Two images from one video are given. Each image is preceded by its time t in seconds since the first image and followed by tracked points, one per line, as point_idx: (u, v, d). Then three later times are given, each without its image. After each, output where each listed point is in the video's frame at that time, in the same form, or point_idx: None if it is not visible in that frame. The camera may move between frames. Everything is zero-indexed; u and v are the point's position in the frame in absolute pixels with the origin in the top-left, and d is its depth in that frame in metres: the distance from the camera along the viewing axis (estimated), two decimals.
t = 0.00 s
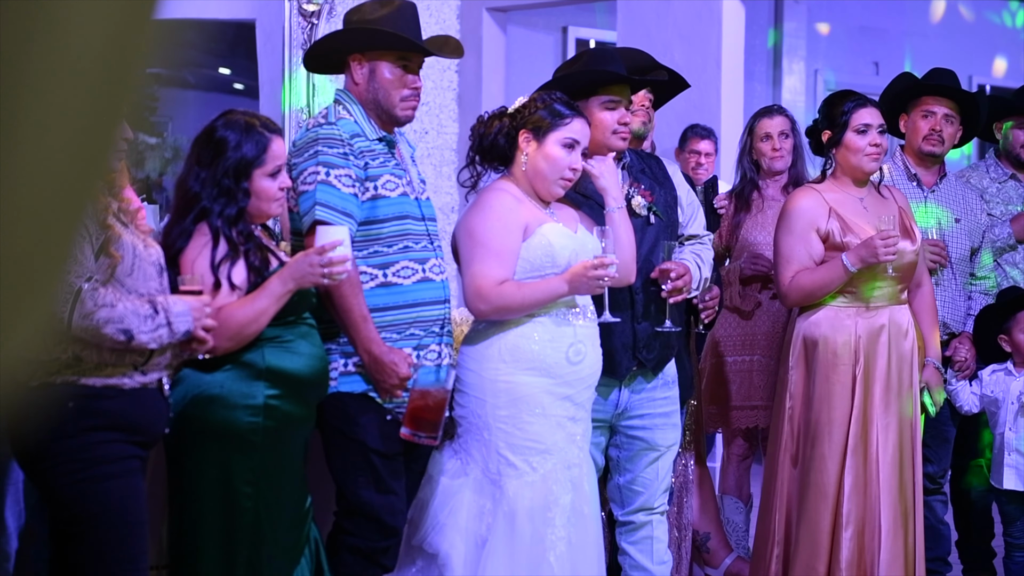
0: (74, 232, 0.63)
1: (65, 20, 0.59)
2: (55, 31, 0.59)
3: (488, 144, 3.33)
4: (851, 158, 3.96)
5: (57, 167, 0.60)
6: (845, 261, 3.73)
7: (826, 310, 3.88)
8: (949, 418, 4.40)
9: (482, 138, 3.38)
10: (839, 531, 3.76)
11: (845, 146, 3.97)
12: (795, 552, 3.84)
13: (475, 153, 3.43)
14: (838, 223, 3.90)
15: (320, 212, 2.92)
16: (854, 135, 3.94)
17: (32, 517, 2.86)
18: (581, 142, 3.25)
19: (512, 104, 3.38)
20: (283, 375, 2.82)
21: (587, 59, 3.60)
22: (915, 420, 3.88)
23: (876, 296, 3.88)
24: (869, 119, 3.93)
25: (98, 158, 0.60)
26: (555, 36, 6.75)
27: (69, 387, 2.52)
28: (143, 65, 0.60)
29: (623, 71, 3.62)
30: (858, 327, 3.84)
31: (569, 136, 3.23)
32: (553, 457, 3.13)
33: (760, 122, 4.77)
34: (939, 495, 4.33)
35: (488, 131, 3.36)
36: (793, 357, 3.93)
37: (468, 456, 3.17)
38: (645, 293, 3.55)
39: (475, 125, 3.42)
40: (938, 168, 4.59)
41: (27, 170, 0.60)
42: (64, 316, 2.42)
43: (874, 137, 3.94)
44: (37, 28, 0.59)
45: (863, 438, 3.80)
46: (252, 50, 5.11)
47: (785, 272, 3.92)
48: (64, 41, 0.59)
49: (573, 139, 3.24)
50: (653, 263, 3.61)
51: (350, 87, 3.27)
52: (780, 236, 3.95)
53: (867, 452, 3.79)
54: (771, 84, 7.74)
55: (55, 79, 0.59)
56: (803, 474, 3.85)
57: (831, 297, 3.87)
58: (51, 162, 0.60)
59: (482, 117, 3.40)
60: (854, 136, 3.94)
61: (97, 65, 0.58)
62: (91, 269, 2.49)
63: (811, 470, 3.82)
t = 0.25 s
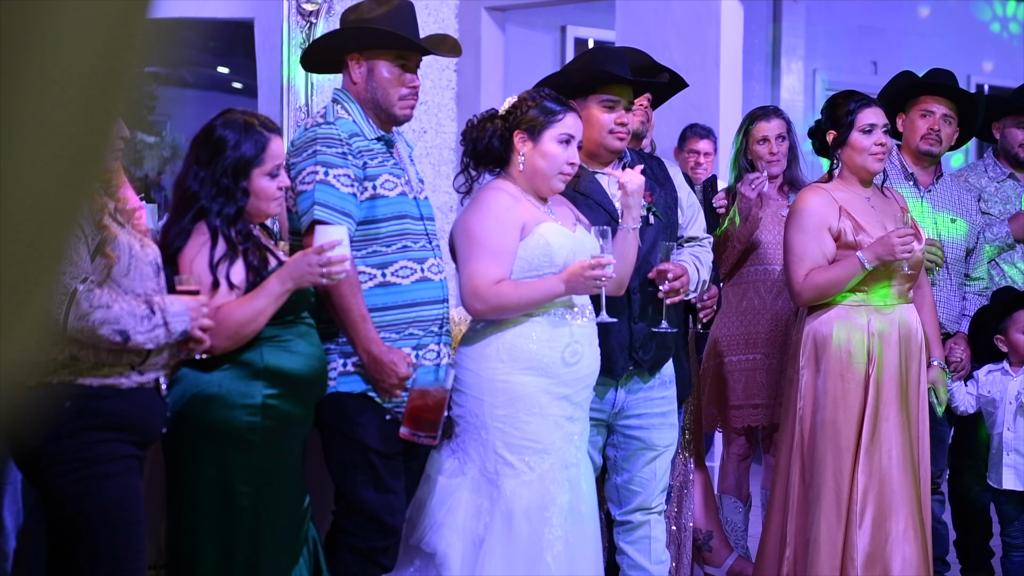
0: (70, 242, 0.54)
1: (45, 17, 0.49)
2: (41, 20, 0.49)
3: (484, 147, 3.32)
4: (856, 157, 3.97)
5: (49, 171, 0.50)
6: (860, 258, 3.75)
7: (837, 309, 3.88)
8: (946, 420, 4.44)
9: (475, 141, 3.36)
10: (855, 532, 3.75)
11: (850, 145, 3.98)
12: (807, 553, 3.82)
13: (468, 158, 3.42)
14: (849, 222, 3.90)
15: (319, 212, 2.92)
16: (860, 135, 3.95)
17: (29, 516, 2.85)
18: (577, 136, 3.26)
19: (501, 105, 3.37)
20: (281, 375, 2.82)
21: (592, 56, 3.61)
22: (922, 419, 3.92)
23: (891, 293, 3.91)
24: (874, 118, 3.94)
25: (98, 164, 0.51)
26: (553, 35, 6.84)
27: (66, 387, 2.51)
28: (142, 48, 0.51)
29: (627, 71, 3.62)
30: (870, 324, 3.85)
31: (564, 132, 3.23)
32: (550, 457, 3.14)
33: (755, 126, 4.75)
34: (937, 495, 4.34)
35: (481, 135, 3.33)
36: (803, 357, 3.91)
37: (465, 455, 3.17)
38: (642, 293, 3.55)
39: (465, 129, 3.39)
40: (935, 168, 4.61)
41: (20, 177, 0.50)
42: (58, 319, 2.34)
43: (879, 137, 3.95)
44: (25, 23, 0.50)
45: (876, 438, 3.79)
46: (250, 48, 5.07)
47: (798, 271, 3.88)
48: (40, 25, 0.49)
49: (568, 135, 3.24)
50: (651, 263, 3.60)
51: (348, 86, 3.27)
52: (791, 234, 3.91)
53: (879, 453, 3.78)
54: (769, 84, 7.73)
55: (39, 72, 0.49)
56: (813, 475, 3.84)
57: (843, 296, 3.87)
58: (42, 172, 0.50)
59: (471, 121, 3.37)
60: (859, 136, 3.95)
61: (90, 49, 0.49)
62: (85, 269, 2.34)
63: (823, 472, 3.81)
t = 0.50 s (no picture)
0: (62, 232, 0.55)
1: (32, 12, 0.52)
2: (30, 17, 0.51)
3: (481, 148, 3.31)
4: (859, 155, 3.96)
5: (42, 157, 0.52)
6: (866, 257, 3.74)
7: (842, 307, 3.88)
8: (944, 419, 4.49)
9: (473, 142, 3.35)
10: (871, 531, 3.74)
11: (853, 143, 3.97)
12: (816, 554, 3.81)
13: (464, 159, 3.40)
14: (855, 221, 3.89)
15: (316, 212, 2.92)
16: (862, 132, 3.95)
17: (27, 517, 2.85)
18: (574, 136, 3.26)
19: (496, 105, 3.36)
20: (279, 374, 2.81)
21: (596, 54, 3.60)
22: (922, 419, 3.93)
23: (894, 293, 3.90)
24: (877, 116, 3.93)
25: (85, 155, 0.53)
26: (551, 34, 6.88)
27: (63, 387, 2.51)
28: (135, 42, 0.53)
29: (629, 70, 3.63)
30: (873, 320, 3.87)
31: (562, 132, 3.23)
32: (548, 457, 3.13)
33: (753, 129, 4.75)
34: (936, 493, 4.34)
35: (478, 135, 3.32)
36: (806, 358, 3.89)
37: (463, 455, 3.17)
38: (639, 292, 3.55)
39: (461, 130, 3.39)
40: (932, 167, 4.61)
41: (18, 162, 0.51)
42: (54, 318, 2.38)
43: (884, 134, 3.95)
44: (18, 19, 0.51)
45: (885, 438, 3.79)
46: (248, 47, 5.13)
47: (803, 269, 3.87)
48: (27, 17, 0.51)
49: (567, 135, 3.24)
50: (648, 263, 3.60)
51: (345, 86, 3.26)
52: (796, 232, 3.90)
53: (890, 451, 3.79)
54: (767, 83, 7.73)
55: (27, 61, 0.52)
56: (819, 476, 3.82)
57: (847, 294, 3.86)
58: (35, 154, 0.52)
59: (467, 121, 3.37)
60: (862, 133, 3.95)
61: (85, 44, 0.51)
62: (81, 270, 2.46)
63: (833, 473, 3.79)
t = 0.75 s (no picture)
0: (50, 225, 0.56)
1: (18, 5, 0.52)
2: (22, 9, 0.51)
3: (479, 147, 3.31)
4: (846, 155, 3.98)
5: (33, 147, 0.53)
6: (857, 255, 3.73)
7: (836, 304, 3.87)
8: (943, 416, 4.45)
9: (471, 141, 3.35)
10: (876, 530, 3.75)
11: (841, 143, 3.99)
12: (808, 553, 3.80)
13: (462, 159, 3.39)
14: (850, 218, 3.88)
15: (313, 211, 2.92)
16: (847, 131, 3.96)
17: (23, 517, 2.85)
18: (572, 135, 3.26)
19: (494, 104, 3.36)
20: (277, 374, 2.82)
21: (597, 53, 3.60)
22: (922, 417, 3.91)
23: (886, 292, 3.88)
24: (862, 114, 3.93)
25: (75, 151, 0.53)
26: (549, 33, 6.91)
27: (59, 387, 2.52)
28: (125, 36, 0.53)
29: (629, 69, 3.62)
30: (869, 318, 3.86)
31: (560, 132, 3.23)
32: (545, 456, 3.13)
33: (753, 132, 4.69)
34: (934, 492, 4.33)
35: (476, 135, 3.33)
36: (801, 356, 3.90)
37: (460, 454, 3.17)
38: (637, 292, 3.55)
39: (458, 129, 3.38)
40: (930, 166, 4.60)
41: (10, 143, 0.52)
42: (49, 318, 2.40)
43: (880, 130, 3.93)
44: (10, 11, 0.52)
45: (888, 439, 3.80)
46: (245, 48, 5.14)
47: (796, 265, 3.90)
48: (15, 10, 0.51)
49: (564, 134, 3.24)
50: (646, 263, 3.60)
51: (340, 86, 3.26)
52: (791, 229, 3.93)
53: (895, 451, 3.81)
54: (765, 82, 7.75)
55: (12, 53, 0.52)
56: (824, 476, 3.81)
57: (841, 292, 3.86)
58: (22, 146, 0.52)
59: (463, 120, 3.36)
60: (848, 133, 3.96)
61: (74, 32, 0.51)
62: (76, 270, 2.46)
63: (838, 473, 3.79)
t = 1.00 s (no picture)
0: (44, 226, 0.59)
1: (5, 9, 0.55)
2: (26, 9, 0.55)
3: (476, 150, 3.29)
4: (845, 157, 3.98)
5: (33, 139, 0.56)
6: (839, 259, 3.72)
7: (824, 303, 3.88)
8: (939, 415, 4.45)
9: (466, 144, 3.33)
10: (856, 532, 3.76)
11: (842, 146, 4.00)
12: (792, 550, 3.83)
13: (458, 164, 3.38)
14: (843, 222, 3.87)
15: (309, 211, 2.92)
16: (845, 134, 3.97)
17: (20, 518, 2.85)
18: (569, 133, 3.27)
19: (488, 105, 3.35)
20: (273, 375, 2.82)
21: (593, 53, 3.59)
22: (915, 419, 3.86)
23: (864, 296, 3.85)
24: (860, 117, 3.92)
25: (72, 152, 0.57)
26: (545, 34, 6.90)
27: (55, 387, 2.52)
28: (118, 37, 0.57)
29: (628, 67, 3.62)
30: (852, 316, 3.86)
31: (557, 129, 3.24)
32: (543, 456, 3.13)
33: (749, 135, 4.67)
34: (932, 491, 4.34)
35: (473, 137, 3.30)
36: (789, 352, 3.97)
37: (457, 454, 3.17)
38: (634, 292, 3.55)
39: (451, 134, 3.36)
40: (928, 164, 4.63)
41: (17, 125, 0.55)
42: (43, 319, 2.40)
43: (878, 132, 3.91)
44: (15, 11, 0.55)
45: (873, 441, 3.80)
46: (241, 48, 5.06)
47: (786, 263, 3.93)
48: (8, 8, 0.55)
49: (562, 131, 3.25)
50: (644, 263, 3.60)
51: (336, 86, 3.26)
52: (786, 228, 3.97)
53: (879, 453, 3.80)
54: (760, 82, 7.77)
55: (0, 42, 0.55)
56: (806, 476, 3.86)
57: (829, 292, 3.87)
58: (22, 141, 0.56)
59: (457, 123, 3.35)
60: (847, 135, 3.97)
61: (70, 26, 0.55)
62: (72, 270, 2.47)
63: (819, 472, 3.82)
